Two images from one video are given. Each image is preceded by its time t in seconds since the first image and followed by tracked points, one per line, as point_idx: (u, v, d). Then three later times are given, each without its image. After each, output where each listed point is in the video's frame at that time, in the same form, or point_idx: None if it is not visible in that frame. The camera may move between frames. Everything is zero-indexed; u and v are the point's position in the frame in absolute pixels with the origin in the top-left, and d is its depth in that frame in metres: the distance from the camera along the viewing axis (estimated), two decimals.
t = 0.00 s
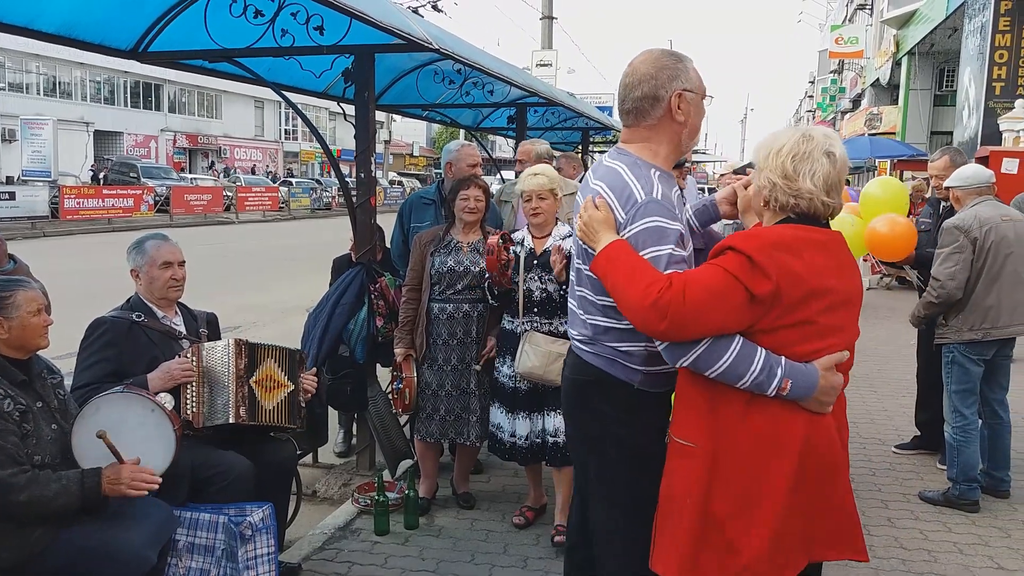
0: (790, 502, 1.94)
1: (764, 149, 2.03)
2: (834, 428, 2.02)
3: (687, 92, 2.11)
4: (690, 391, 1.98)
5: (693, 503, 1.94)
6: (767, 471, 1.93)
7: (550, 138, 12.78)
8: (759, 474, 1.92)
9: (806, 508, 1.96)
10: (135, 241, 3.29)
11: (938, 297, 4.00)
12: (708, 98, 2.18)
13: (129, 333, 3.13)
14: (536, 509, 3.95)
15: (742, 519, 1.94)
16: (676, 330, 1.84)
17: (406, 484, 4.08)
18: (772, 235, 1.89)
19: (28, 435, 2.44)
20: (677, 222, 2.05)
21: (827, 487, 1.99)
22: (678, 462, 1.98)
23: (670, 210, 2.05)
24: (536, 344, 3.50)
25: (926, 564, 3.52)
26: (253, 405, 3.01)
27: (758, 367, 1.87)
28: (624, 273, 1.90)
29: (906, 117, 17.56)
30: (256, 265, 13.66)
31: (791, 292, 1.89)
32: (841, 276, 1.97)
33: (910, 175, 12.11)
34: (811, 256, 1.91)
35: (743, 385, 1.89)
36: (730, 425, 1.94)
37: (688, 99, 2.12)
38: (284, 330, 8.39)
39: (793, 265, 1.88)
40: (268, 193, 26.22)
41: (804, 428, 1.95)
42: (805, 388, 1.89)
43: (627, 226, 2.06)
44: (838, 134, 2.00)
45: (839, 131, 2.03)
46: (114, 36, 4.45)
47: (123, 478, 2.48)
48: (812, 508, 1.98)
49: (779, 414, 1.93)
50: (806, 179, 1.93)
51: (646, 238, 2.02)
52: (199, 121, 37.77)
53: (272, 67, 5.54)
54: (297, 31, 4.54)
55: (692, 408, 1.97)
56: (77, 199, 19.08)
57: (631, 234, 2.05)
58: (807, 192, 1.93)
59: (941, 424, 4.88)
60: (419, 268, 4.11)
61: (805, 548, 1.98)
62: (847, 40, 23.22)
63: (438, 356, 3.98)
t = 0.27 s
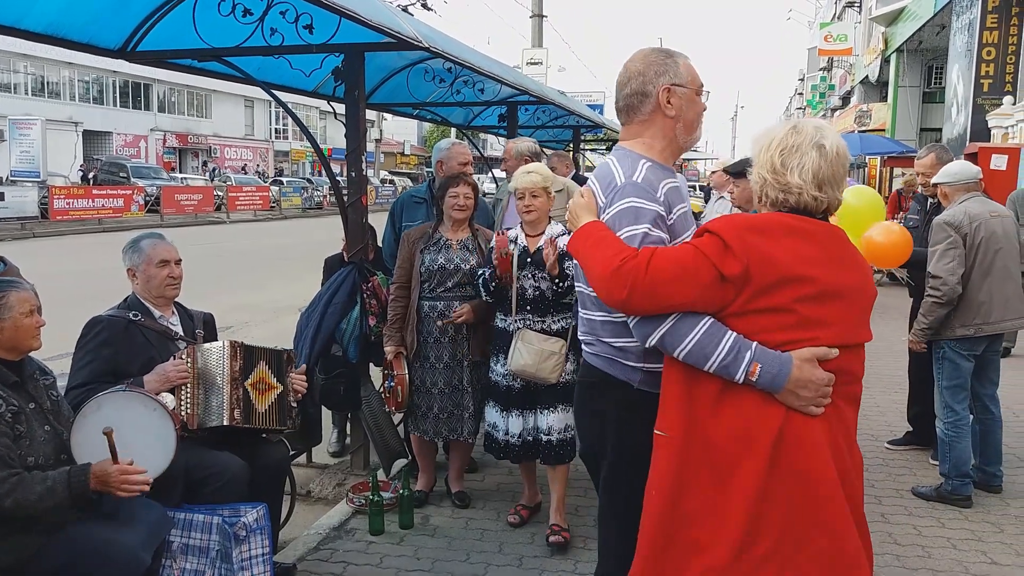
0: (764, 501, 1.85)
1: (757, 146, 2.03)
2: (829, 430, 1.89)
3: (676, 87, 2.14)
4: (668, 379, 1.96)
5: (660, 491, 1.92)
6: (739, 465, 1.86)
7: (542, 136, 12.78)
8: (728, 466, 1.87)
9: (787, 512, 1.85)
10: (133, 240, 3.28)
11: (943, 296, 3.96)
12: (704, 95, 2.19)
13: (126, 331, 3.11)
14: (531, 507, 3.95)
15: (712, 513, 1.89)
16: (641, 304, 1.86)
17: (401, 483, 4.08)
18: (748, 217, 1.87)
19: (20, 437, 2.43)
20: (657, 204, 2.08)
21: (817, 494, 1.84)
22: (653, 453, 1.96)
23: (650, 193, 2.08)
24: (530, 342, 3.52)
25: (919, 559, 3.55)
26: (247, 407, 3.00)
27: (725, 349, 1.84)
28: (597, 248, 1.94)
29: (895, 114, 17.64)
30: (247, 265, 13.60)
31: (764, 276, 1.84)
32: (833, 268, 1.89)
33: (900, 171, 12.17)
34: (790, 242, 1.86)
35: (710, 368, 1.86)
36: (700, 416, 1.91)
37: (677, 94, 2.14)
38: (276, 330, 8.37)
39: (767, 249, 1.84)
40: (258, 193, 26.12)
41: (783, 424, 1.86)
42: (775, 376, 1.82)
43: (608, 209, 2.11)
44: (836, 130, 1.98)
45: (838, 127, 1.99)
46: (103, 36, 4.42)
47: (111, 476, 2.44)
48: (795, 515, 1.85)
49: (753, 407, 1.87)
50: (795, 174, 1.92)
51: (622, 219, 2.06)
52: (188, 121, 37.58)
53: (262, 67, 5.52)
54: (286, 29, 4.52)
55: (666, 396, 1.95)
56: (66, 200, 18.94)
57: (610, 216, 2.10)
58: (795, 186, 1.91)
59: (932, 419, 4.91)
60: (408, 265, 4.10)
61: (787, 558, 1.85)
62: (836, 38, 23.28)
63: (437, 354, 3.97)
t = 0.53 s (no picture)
0: (743, 502, 1.85)
1: (769, 154, 2.04)
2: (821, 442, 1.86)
3: (678, 99, 2.17)
4: (662, 375, 1.97)
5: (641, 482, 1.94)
6: (721, 465, 1.86)
7: (545, 139, 12.78)
8: (712, 465, 1.87)
9: (765, 516, 1.84)
10: (151, 241, 3.32)
11: (951, 300, 3.93)
12: (721, 105, 2.17)
13: (138, 331, 3.13)
14: (533, 509, 3.95)
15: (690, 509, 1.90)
16: (634, 293, 1.89)
17: (402, 484, 4.09)
18: (751, 216, 1.87)
19: (23, 439, 2.43)
20: (666, 203, 2.11)
21: (798, 503, 1.82)
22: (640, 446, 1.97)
23: (661, 192, 2.12)
24: (533, 346, 3.52)
25: (921, 563, 3.54)
26: (252, 414, 3.02)
27: (715, 344, 1.85)
28: (603, 235, 1.99)
29: (899, 116, 17.60)
30: (250, 266, 13.62)
31: (760, 275, 1.83)
32: (834, 273, 1.86)
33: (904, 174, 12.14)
34: (791, 244, 1.85)
35: (700, 363, 1.87)
36: (688, 413, 1.92)
37: (680, 105, 2.17)
38: (278, 332, 8.38)
39: (765, 248, 1.83)
40: (262, 195, 26.16)
41: (769, 429, 1.85)
42: (763, 379, 1.82)
43: (619, 203, 2.17)
44: (847, 136, 1.97)
45: (850, 133, 1.99)
46: (107, 38, 4.44)
47: (107, 466, 2.42)
48: (772, 520, 1.84)
49: (740, 409, 1.87)
50: (805, 180, 1.92)
51: (629, 214, 2.10)
52: (192, 123, 37.67)
53: (266, 69, 5.54)
54: (290, 32, 4.53)
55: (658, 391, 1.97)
56: (71, 202, 18.97)
57: (619, 210, 2.15)
58: (804, 192, 1.92)
59: (935, 422, 4.91)
60: (403, 268, 4.11)
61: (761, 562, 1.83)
62: (840, 40, 23.23)
63: (437, 354, 3.98)
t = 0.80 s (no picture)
0: (750, 497, 1.85)
1: (778, 148, 2.04)
2: (830, 436, 1.85)
3: (688, 96, 2.17)
4: (672, 370, 1.99)
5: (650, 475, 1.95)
6: (729, 459, 1.87)
7: (544, 138, 12.78)
8: (720, 459, 1.88)
9: (772, 510, 1.84)
10: (155, 237, 3.32)
11: (949, 301, 3.93)
12: (732, 100, 2.15)
13: (139, 327, 3.13)
14: (531, 510, 3.95)
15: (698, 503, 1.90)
16: (640, 294, 1.92)
17: (401, 484, 4.08)
18: (757, 214, 1.87)
19: (20, 438, 2.43)
20: (675, 202, 2.12)
21: (805, 497, 1.82)
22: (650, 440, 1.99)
23: (670, 191, 2.14)
24: (530, 346, 3.51)
25: (918, 563, 3.54)
26: (251, 413, 3.02)
27: (721, 342, 1.85)
28: (611, 236, 2.02)
29: (898, 117, 17.62)
30: (249, 265, 13.62)
31: (765, 273, 1.83)
32: (841, 270, 1.84)
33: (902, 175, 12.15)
34: (796, 241, 1.84)
35: (707, 360, 1.88)
36: (698, 408, 1.92)
37: (690, 102, 2.17)
38: (277, 331, 8.38)
39: (769, 246, 1.83)
40: (260, 193, 26.15)
41: (777, 424, 1.85)
42: (768, 375, 1.82)
43: (630, 201, 2.19)
44: (856, 129, 1.96)
45: (859, 125, 1.97)
46: (106, 37, 4.43)
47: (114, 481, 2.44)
48: (780, 514, 1.84)
49: (748, 403, 1.87)
50: (811, 174, 1.92)
51: (638, 213, 2.13)
52: (190, 121, 37.64)
53: (265, 68, 5.53)
54: (290, 31, 4.52)
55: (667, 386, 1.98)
56: (69, 200, 18.96)
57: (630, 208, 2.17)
58: (810, 186, 1.91)
59: (933, 423, 4.91)
60: (397, 267, 4.10)
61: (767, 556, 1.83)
62: (838, 40, 23.24)
63: (433, 352, 3.98)
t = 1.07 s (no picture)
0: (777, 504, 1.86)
1: (780, 156, 2.04)
2: (852, 440, 1.85)
3: (693, 95, 2.18)
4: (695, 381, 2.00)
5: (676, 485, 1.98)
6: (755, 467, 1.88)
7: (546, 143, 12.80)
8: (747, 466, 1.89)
9: (799, 517, 1.84)
10: (144, 241, 3.32)
11: (952, 306, 3.93)
12: (737, 97, 2.15)
13: (133, 331, 3.14)
14: (533, 514, 3.94)
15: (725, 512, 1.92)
16: (654, 324, 1.94)
17: (402, 488, 4.08)
18: (763, 234, 1.86)
19: (24, 440, 2.42)
20: (685, 217, 2.12)
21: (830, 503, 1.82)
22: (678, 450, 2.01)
23: (679, 206, 2.13)
24: (530, 349, 3.53)
25: (921, 568, 3.53)
26: (251, 410, 3.02)
27: (736, 363, 1.87)
28: (624, 262, 2.04)
29: (899, 122, 17.63)
30: (251, 269, 13.63)
31: (775, 294, 1.83)
32: (850, 285, 1.83)
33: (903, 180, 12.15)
34: (804, 258, 1.83)
35: (724, 380, 1.90)
36: (720, 418, 1.94)
37: (695, 101, 2.17)
38: (279, 335, 8.38)
39: (778, 266, 1.82)
40: (262, 197, 26.18)
41: (798, 432, 1.85)
42: (784, 393, 1.83)
43: (642, 218, 2.18)
44: (857, 136, 1.95)
45: (862, 133, 1.96)
46: (110, 41, 4.45)
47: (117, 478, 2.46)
48: (809, 519, 1.84)
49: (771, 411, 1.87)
50: (813, 183, 1.92)
51: (651, 232, 2.12)
52: (192, 126, 37.71)
53: (268, 72, 5.55)
54: (292, 35, 4.54)
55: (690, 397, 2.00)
56: (71, 204, 18.98)
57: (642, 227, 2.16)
58: (813, 196, 1.91)
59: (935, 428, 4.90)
60: (397, 270, 4.10)
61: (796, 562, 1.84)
62: (839, 45, 23.27)
63: (433, 355, 3.98)
